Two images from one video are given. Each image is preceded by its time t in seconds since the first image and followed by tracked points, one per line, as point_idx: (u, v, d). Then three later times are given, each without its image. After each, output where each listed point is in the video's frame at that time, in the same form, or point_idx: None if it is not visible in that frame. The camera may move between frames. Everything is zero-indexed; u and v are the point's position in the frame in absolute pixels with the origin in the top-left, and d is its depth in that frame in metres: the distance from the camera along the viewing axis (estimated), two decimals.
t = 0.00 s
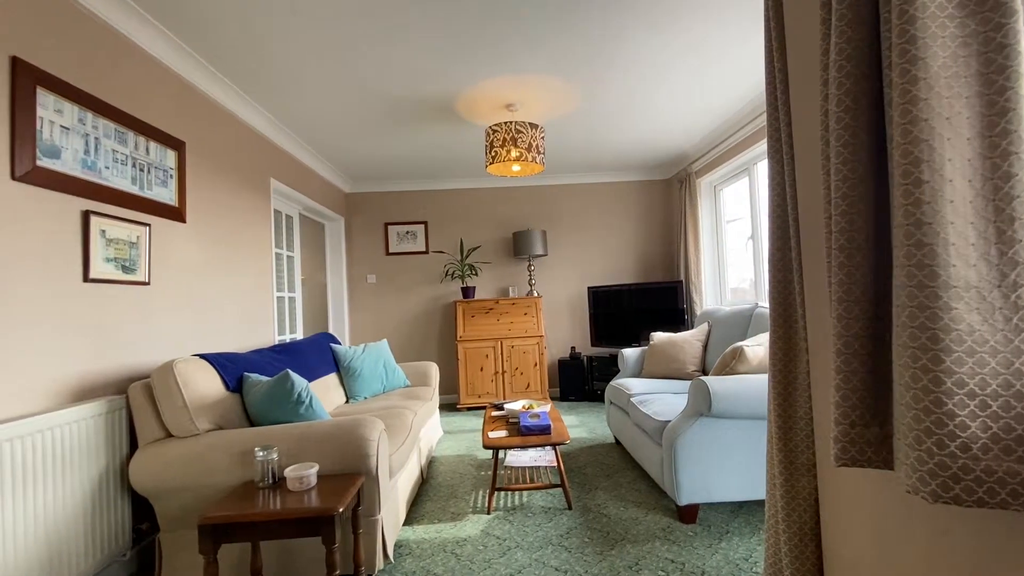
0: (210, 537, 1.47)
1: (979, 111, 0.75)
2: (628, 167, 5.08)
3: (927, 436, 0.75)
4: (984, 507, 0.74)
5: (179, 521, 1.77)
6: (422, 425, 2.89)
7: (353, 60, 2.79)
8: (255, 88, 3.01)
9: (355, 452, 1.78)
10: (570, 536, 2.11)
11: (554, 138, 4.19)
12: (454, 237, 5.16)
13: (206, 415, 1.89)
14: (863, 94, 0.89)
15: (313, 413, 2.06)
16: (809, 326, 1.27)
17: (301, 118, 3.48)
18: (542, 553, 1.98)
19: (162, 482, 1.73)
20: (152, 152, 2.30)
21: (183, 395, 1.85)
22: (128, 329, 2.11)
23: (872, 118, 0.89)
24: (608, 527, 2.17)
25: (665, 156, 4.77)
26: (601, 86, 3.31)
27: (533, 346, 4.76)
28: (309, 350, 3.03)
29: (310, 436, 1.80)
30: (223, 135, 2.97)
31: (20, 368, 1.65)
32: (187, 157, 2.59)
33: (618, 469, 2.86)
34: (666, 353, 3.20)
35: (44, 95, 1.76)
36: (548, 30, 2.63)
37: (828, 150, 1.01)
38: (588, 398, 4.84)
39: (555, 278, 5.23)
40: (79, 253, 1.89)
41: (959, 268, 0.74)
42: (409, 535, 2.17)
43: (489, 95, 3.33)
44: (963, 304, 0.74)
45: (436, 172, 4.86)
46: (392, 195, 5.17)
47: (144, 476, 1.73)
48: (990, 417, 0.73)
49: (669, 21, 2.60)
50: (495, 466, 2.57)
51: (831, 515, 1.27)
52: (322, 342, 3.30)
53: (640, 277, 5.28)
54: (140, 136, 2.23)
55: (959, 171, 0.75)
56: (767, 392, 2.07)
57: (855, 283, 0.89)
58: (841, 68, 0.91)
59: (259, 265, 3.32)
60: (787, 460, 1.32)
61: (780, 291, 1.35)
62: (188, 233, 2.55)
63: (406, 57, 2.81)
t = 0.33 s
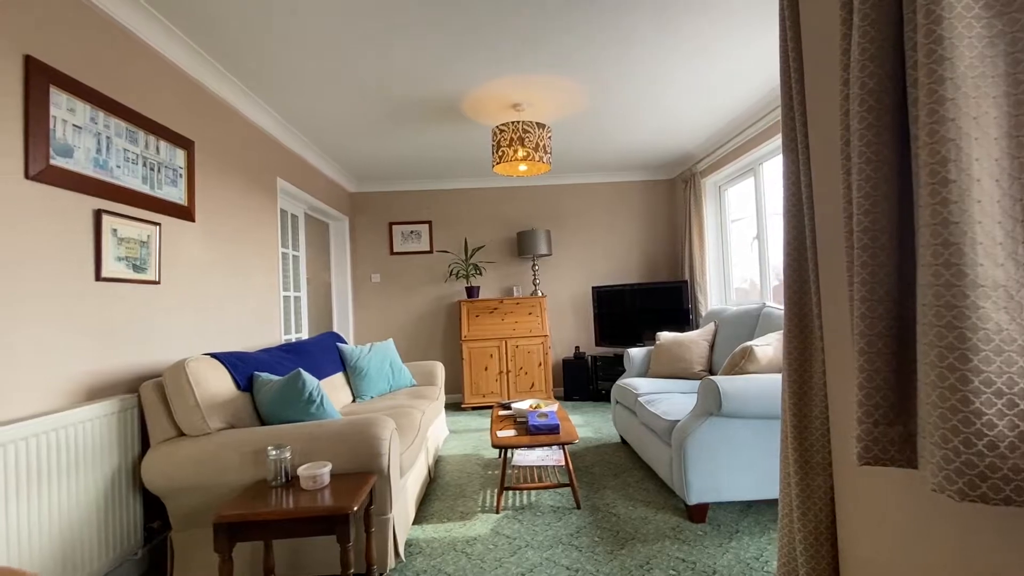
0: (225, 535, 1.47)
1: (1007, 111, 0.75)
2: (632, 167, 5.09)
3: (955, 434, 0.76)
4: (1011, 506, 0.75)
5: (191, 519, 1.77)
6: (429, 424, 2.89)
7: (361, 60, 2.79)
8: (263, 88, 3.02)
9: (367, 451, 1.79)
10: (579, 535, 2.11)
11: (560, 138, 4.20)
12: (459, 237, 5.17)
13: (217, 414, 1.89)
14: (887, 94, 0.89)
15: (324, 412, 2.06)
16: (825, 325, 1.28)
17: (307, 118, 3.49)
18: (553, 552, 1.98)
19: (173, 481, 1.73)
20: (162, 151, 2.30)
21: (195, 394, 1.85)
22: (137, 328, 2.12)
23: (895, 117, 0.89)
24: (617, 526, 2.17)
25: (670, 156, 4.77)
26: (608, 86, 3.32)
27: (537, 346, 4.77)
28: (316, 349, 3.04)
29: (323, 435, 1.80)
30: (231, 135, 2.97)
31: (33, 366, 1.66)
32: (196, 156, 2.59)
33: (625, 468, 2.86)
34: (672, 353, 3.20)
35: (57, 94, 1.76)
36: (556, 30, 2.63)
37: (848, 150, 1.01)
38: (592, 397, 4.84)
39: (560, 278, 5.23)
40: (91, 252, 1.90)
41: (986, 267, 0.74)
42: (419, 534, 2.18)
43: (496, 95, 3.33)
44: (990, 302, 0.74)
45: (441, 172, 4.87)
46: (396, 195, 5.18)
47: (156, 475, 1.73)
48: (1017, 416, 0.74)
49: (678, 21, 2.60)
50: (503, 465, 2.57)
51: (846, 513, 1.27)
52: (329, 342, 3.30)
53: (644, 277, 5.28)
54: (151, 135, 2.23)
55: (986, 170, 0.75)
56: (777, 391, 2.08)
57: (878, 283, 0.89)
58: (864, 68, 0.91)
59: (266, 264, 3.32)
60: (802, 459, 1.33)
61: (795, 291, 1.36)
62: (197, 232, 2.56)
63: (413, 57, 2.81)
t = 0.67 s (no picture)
0: (243, 534, 1.47)
1: None
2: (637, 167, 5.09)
3: (985, 432, 0.76)
4: None
5: (206, 518, 1.78)
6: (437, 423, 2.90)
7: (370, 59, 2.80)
8: (272, 88, 3.02)
9: (382, 449, 1.79)
10: (591, 534, 2.11)
11: (566, 138, 4.20)
12: (463, 236, 5.17)
13: (231, 413, 1.90)
14: (914, 93, 0.89)
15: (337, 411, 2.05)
16: (843, 324, 1.29)
17: (315, 118, 3.49)
18: (565, 551, 1.98)
19: (189, 479, 1.74)
20: (173, 150, 2.30)
21: (209, 393, 1.86)
22: (150, 327, 2.12)
23: (921, 117, 0.89)
24: (628, 525, 2.18)
25: (675, 155, 4.77)
26: (616, 86, 3.32)
27: (542, 345, 4.77)
28: (324, 348, 3.04)
29: (337, 433, 1.81)
30: (240, 134, 2.98)
31: (49, 365, 1.66)
32: (206, 155, 2.60)
33: (634, 468, 2.86)
34: (680, 352, 3.20)
35: (73, 93, 1.76)
36: (566, 29, 2.64)
37: (872, 150, 1.02)
38: (597, 397, 4.85)
39: (564, 277, 5.24)
40: (105, 251, 1.90)
41: (1018, 266, 0.75)
42: (430, 533, 2.18)
43: (504, 95, 3.34)
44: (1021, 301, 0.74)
45: (447, 171, 4.87)
46: (401, 195, 5.18)
47: (171, 473, 1.74)
48: None
49: (688, 21, 2.61)
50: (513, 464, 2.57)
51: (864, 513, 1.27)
52: (336, 341, 3.30)
53: (648, 276, 5.28)
54: (163, 134, 2.23)
55: (1017, 169, 0.76)
56: (788, 391, 2.08)
57: (905, 281, 0.89)
58: (890, 68, 0.91)
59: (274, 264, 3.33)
60: (819, 459, 1.33)
61: (812, 290, 1.37)
62: (207, 231, 2.56)
63: (423, 57, 2.81)
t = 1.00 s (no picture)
0: (260, 532, 1.48)
1: None
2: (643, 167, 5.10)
3: (1016, 430, 0.76)
4: None
5: (221, 516, 1.78)
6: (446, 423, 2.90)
7: (380, 59, 2.80)
8: (281, 87, 3.03)
9: (396, 448, 1.79)
10: (602, 533, 2.12)
11: (573, 138, 4.20)
12: (469, 236, 5.18)
13: (245, 412, 1.90)
14: (941, 93, 0.89)
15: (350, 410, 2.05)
16: (861, 323, 1.29)
17: (323, 117, 3.50)
18: (578, 550, 1.98)
19: (204, 477, 1.74)
20: (185, 149, 2.31)
21: (224, 391, 1.86)
22: (163, 326, 2.12)
23: (949, 116, 0.90)
24: (640, 524, 2.18)
25: (681, 155, 4.78)
26: (625, 86, 3.33)
27: (548, 345, 4.77)
28: (333, 347, 3.05)
29: (352, 432, 1.81)
30: (249, 133, 2.98)
31: (65, 364, 1.67)
32: (217, 154, 2.60)
33: (642, 467, 2.87)
34: (688, 351, 3.21)
35: (88, 92, 1.77)
36: (577, 30, 2.65)
37: (897, 151, 1.02)
38: (602, 397, 4.85)
39: (569, 277, 5.24)
40: (119, 250, 1.90)
41: None
42: (442, 532, 2.18)
43: (513, 94, 3.34)
44: None
45: (453, 171, 4.87)
46: (407, 194, 5.19)
47: (186, 472, 1.74)
48: None
49: (698, 21, 2.61)
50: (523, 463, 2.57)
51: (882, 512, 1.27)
52: (344, 341, 3.31)
53: (653, 276, 5.29)
54: (175, 133, 2.24)
55: None
56: (800, 390, 2.09)
57: (932, 281, 0.90)
58: (918, 67, 0.91)
59: (282, 263, 3.33)
60: (837, 457, 1.33)
61: (830, 290, 1.37)
62: (218, 230, 2.57)
63: (433, 57, 2.82)
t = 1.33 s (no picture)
0: (278, 530, 1.49)
1: None
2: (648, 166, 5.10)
3: None
4: None
5: (235, 514, 1.78)
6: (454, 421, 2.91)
7: (391, 58, 2.80)
8: (290, 86, 3.03)
9: (410, 446, 1.80)
10: (614, 532, 2.12)
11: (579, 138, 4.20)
12: (474, 235, 5.18)
13: (259, 410, 1.91)
14: (967, 92, 0.89)
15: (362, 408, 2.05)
16: (879, 322, 1.30)
17: (331, 116, 3.50)
18: (590, 549, 1.99)
19: (218, 476, 1.74)
20: (197, 148, 2.31)
21: (237, 390, 1.86)
22: (175, 324, 2.13)
23: (975, 116, 0.90)
24: (651, 523, 2.18)
25: (686, 155, 4.78)
26: (633, 86, 3.33)
27: (553, 344, 4.78)
28: (341, 346, 3.05)
29: (365, 431, 1.81)
30: (259, 133, 2.99)
31: (81, 362, 1.67)
32: (227, 153, 2.60)
33: (651, 466, 2.87)
34: (696, 350, 3.21)
35: (104, 91, 1.77)
36: (587, 30, 2.65)
37: (919, 150, 1.02)
38: (607, 396, 4.86)
39: (575, 276, 5.25)
40: (134, 249, 1.91)
41: None
42: (453, 531, 2.18)
43: (521, 94, 3.35)
44: None
45: (458, 170, 4.88)
46: (412, 193, 5.19)
47: (201, 470, 1.74)
48: None
49: (709, 22, 2.61)
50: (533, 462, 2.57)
51: (900, 511, 1.28)
52: (352, 339, 3.31)
53: (659, 276, 5.29)
54: (187, 132, 2.24)
55: None
56: (812, 390, 2.09)
57: (958, 279, 0.90)
58: (944, 66, 0.91)
59: (291, 262, 3.34)
60: (855, 457, 1.33)
61: (848, 289, 1.37)
62: (229, 229, 2.57)
63: (443, 56, 2.82)
